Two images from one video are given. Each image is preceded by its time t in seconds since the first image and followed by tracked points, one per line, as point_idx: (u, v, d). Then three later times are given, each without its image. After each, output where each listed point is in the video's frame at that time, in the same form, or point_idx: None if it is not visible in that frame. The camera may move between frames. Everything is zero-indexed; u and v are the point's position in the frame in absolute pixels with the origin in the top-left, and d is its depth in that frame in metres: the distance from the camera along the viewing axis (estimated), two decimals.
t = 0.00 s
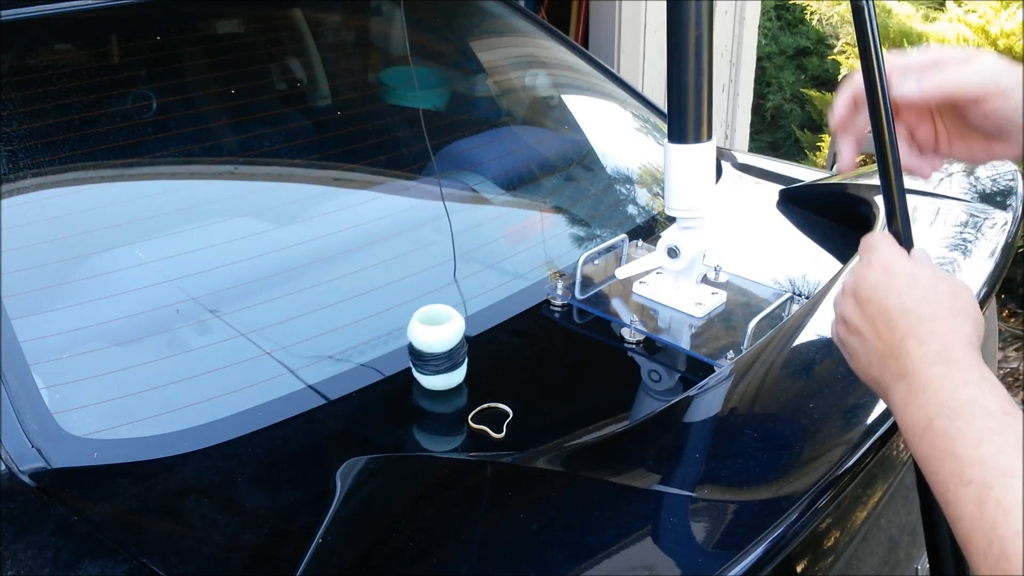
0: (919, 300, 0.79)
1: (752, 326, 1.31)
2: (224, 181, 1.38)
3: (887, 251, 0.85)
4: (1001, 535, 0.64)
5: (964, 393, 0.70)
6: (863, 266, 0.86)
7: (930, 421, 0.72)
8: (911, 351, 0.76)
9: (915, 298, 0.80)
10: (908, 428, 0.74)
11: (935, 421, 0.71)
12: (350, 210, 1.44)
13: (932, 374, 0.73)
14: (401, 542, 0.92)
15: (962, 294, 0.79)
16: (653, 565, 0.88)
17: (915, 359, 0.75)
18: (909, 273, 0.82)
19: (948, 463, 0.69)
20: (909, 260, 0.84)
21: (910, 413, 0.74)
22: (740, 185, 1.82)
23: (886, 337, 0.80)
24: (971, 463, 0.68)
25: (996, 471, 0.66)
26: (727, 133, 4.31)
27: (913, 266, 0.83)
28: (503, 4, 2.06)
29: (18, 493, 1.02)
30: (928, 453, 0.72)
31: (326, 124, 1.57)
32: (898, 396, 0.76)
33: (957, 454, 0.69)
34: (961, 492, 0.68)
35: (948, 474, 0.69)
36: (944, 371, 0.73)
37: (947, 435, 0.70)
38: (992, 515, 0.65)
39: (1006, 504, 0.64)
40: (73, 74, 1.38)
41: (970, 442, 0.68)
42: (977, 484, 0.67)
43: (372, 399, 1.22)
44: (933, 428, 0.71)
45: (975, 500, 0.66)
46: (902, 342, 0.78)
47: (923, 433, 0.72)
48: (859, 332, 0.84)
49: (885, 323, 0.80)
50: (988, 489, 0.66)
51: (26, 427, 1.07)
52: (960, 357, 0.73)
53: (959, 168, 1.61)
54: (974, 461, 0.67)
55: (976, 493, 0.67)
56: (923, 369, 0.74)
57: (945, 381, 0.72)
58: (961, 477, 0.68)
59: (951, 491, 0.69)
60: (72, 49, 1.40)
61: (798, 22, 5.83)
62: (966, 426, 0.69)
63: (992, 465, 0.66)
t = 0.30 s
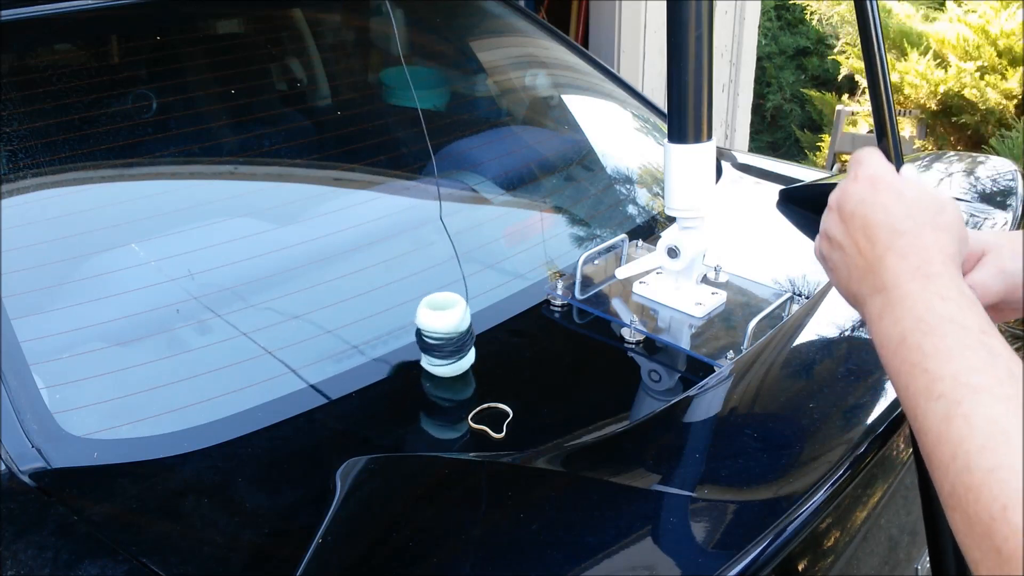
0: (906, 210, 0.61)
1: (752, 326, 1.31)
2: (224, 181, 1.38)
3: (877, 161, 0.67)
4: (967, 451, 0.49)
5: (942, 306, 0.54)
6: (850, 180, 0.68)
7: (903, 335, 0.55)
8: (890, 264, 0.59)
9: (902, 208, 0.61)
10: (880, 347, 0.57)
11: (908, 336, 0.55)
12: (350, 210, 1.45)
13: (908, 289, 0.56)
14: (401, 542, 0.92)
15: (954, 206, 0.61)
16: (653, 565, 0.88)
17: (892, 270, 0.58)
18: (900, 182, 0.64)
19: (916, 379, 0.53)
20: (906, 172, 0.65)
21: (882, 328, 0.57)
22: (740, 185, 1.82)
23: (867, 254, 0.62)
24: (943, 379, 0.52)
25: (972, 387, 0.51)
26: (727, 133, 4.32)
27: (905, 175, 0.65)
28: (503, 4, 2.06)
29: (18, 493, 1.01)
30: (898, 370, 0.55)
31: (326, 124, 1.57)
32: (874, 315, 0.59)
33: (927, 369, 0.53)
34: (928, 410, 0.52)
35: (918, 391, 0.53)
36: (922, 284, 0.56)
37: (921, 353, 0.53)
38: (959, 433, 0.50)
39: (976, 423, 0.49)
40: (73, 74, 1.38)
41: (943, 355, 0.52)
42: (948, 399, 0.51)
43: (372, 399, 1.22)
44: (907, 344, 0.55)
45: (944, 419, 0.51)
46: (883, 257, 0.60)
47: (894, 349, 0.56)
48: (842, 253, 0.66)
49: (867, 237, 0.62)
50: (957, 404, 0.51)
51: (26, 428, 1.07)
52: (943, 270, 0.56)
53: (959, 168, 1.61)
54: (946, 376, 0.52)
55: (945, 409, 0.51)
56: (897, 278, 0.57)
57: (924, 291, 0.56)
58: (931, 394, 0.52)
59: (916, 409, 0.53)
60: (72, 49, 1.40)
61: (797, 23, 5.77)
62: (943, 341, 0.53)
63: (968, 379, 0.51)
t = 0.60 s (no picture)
0: (909, 196, 0.58)
1: (752, 326, 1.31)
2: (224, 181, 1.38)
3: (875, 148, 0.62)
4: (972, 456, 0.50)
5: (947, 304, 0.53)
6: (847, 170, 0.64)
7: (909, 332, 0.54)
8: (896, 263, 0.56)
9: (909, 198, 0.58)
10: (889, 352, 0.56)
11: (913, 334, 0.54)
12: (350, 210, 1.45)
13: (914, 284, 0.55)
14: (401, 542, 0.92)
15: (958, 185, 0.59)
16: (653, 565, 0.88)
17: (894, 265, 0.57)
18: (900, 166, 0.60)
19: (921, 381, 0.53)
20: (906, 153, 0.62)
21: (886, 326, 0.56)
22: (740, 185, 1.82)
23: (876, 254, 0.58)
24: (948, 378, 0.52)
25: (978, 390, 0.50)
26: (727, 133, 4.32)
27: (910, 158, 0.61)
28: (503, 4, 2.06)
29: (18, 493, 1.01)
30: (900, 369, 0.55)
31: (326, 124, 1.57)
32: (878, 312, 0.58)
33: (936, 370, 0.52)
34: (934, 412, 0.52)
35: (923, 391, 0.53)
36: (929, 280, 0.54)
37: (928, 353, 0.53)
38: (966, 433, 0.50)
39: (984, 427, 0.50)
40: (73, 74, 1.38)
41: (948, 355, 0.52)
42: (953, 401, 0.51)
43: (372, 398, 1.22)
44: (913, 342, 0.54)
45: (949, 419, 0.51)
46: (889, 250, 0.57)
47: (901, 352, 0.54)
48: (847, 249, 0.62)
49: (873, 234, 0.59)
50: (964, 407, 0.50)
51: (26, 427, 1.07)
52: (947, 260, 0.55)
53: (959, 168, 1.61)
54: (952, 376, 0.51)
55: (950, 411, 0.51)
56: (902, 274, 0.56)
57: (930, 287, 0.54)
58: (936, 394, 0.52)
59: (921, 413, 0.53)
60: (72, 49, 1.40)
61: (797, 23, 5.80)
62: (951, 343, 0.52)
63: (974, 381, 0.51)
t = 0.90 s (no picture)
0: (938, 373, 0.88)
1: (752, 326, 1.31)
2: (224, 181, 1.38)
3: (903, 324, 0.94)
4: None
5: (985, 466, 0.81)
6: (881, 341, 0.95)
7: (953, 494, 0.82)
8: (932, 428, 0.86)
9: (930, 372, 0.88)
10: (932, 497, 0.85)
11: (958, 496, 0.82)
12: (350, 209, 1.45)
13: (953, 449, 0.83)
14: (402, 542, 0.92)
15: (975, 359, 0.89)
16: (653, 565, 0.88)
17: (936, 433, 0.85)
18: (921, 342, 0.91)
19: (972, 535, 0.81)
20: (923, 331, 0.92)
21: (936, 488, 0.84)
22: (740, 185, 1.82)
23: (908, 414, 0.89)
24: (995, 535, 0.79)
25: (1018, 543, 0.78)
26: (727, 133, 4.32)
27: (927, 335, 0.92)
28: (504, 4, 2.06)
29: (18, 493, 1.02)
30: (952, 521, 0.83)
31: (326, 124, 1.57)
32: (921, 468, 0.87)
33: (981, 527, 0.80)
34: (988, 564, 0.79)
35: (975, 545, 0.81)
36: (962, 445, 0.83)
37: (972, 512, 0.81)
38: None
39: None
40: (73, 74, 1.38)
41: (993, 515, 0.80)
42: (1004, 558, 0.78)
43: (373, 398, 1.22)
44: (957, 501, 0.82)
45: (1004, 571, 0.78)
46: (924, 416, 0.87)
47: (947, 507, 0.83)
48: (885, 413, 0.93)
49: (905, 400, 0.90)
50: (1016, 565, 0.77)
51: (26, 427, 1.07)
52: (975, 429, 0.84)
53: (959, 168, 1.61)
54: (999, 533, 0.79)
55: (1004, 566, 0.78)
56: (943, 443, 0.84)
57: (966, 453, 0.82)
58: (987, 548, 0.80)
59: (981, 564, 0.80)
60: (72, 49, 1.40)
61: (797, 23, 5.81)
62: (987, 498, 0.80)
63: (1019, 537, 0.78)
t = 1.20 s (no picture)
0: (926, 355, 0.90)
1: (752, 326, 1.31)
2: (224, 181, 1.38)
3: (899, 305, 0.96)
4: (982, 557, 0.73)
5: (967, 443, 0.80)
6: (876, 317, 0.97)
7: (936, 468, 0.80)
8: (918, 402, 0.86)
9: (921, 351, 0.90)
10: (913, 473, 0.83)
11: (939, 469, 0.80)
12: (350, 209, 1.45)
13: (937, 424, 0.82)
14: (401, 542, 0.92)
15: (966, 351, 0.90)
16: (653, 565, 0.88)
17: (922, 409, 0.85)
18: (915, 325, 0.93)
19: (951, 508, 0.77)
20: (915, 313, 0.95)
21: (916, 461, 0.83)
22: (740, 185, 1.82)
23: (895, 386, 0.90)
24: (977, 508, 0.75)
25: (1003, 518, 0.73)
26: (727, 133, 4.33)
27: (920, 318, 0.94)
28: (503, 4, 2.07)
29: (18, 493, 1.02)
30: (933, 499, 0.80)
31: (326, 124, 1.57)
32: (904, 444, 0.86)
33: (962, 501, 0.76)
34: (967, 537, 0.75)
35: (955, 520, 0.77)
36: (947, 420, 0.82)
37: (953, 483, 0.78)
38: (998, 557, 0.72)
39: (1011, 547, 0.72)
40: (72, 74, 1.38)
41: (973, 487, 0.76)
42: (982, 528, 0.74)
43: (373, 398, 1.22)
44: (939, 474, 0.79)
45: (982, 545, 0.74)
46: (910, 390, 0.88)
47: (929, 482, 0.80)
48: (870, 387, 0.94)
49: (893, 373, 0.90)
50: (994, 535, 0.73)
51: (26, 427, 1.07)
52: (963, 407, 0.83)
53: (959, 167, 1.61)
54: (980, 506, 0.75)
55: (982, 537, 0.74)
56: (928, 419, 0.84)
57: (950, 430, 0.81)
58: (967, 523, 0.76)
59: (960, 537, 0.76)
60: (72, 49, 1.41)
61: (797, 23, 5.81)
62: (969, 473, 0.77)
63: (999, 510, 0.74)
